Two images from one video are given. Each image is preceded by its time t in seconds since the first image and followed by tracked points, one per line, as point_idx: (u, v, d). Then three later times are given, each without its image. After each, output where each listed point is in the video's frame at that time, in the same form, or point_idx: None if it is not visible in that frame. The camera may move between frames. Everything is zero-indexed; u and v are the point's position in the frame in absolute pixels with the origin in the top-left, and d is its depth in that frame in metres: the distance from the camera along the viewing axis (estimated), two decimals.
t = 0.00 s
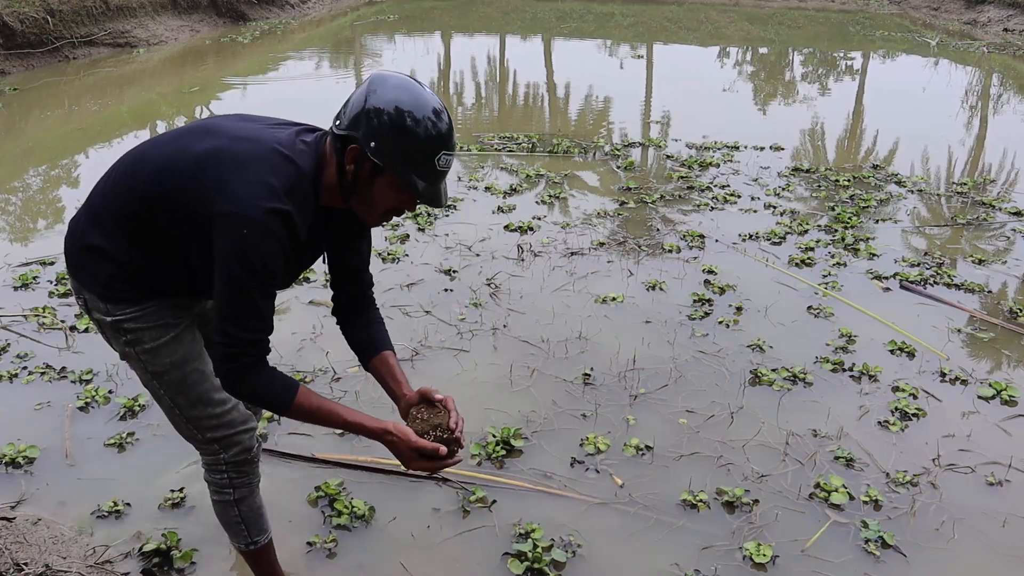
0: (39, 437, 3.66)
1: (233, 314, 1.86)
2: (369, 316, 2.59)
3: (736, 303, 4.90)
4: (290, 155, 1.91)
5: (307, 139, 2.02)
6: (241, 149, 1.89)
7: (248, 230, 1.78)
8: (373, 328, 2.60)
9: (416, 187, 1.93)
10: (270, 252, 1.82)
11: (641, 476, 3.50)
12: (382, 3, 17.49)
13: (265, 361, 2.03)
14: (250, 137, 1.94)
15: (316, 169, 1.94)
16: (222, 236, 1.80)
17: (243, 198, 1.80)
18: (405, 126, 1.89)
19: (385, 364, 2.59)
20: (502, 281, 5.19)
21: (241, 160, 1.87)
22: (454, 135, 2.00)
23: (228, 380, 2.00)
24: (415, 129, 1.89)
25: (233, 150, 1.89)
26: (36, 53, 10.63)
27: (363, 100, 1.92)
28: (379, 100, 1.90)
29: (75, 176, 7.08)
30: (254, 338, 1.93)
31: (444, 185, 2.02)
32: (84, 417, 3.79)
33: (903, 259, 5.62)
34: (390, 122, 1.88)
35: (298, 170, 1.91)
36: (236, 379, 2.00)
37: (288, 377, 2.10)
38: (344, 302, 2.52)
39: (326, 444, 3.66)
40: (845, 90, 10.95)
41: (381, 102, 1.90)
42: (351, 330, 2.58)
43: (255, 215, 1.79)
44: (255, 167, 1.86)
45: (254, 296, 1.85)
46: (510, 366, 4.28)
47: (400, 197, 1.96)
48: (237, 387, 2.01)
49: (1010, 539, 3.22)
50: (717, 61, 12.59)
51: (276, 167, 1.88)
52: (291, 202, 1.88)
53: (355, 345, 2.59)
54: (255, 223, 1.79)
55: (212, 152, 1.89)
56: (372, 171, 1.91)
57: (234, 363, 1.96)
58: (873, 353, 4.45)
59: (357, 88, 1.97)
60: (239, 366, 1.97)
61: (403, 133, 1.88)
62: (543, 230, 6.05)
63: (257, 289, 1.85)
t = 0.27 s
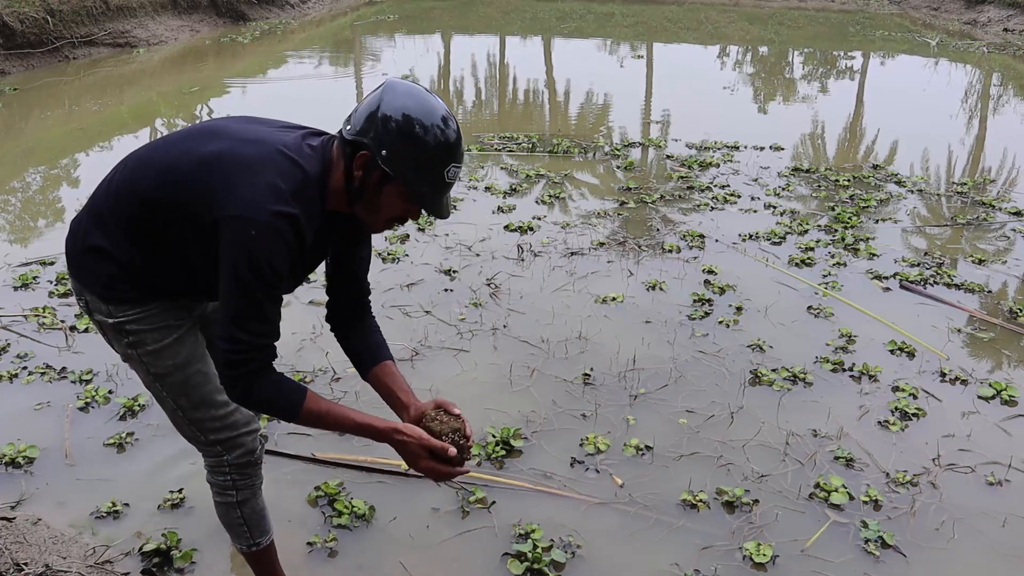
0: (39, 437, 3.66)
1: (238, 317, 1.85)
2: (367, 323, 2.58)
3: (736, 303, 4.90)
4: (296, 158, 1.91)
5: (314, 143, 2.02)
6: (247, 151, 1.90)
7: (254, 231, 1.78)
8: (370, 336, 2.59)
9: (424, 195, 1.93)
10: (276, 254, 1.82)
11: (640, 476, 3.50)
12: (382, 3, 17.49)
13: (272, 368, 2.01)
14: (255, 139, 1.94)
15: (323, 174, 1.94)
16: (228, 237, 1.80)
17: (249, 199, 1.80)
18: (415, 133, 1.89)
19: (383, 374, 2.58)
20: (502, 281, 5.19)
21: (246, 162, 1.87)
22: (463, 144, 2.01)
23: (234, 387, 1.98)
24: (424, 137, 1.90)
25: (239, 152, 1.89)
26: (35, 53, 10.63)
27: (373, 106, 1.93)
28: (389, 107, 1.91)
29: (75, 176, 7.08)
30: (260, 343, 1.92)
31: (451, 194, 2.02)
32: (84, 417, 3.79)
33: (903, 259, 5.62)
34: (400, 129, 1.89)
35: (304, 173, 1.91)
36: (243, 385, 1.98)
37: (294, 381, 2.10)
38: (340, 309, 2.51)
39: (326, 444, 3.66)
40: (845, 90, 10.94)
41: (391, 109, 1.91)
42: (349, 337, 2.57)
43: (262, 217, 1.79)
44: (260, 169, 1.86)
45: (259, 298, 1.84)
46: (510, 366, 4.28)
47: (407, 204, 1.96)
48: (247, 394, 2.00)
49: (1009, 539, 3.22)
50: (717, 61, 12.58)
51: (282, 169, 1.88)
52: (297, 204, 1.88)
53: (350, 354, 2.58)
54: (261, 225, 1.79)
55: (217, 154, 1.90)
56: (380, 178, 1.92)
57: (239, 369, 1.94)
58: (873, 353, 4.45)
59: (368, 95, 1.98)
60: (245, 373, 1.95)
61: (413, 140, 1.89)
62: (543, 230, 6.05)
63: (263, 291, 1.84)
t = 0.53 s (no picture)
0: (39, 436, 3.66)
1: (238, 313, 1.84)
2: (363, 319, 2.59)
3: (736, 303, 4.90)
4: (297, 154, 1.91)
5: (315, 140, 2.03)
6: (248, 147, 1.89)
7: (255, 226, 1.78)
8: (367, 333, 2.60)
9: (426, 190, 1.94)
10: (277, 249, 1.81)
11: (640, 476, 3.50)
12: (382, 3, 17.49)
13: (270, 364, 2.00)
14: (256, 136, 1.94)
15: (325, 169, 1.95)
16: (229, 233, 1.79)
17: (251, 194, 1.80)
18: (417, 129, 1.90)
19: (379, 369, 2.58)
20: (502, 281, 5.19)
21: (248, 158, 1.86)
22: (464, 141, 2.02)
23: (232, 383, 1.96)
24: (426, 133, 1.91)
25: (240, 148, 1.89)
26: (36, 53, 10.64)
27: (375, 102, 1.94)
28: (391, 103, 1.92)
29: (75, 176, 7.08)
30: (259, 339, 1.91)
31: (452, 190, 2.03)
32: (84, 417, 3.79)
33: (903, 259, 5.62)
34: (402, 125, 1.90)
35: (306, 168, 1.91)
36: (243, 381, 1.96)
37: (293, 377, 2.08)
38: (334, 306, 2.51)
39: (326, 444, 3.66)
40: (845, 90, 10.95)
41: (393, 105, 1.92)
42: (344, 334, 2.57)
43: (263, 212, 1.79)
44: (261, 165, 1.86)
45: (260, 295, 1.84)
46: (510, 366, 4.28)
47: (409, 200, 1.97)
48: (245, 389, 1.97)
49: (1009, 539, 3.22)
50: (717, 61, 12.59)
51: (284, 165, 1.88)
52: (299, 200, 1.88)
53: (346, 352, 2.59)
54: (263, 220, 1.78)
55: (219, 151, 1.90)
56: (383, 173, 1.92)
57: (239, 365, 1.93)
58: (873, 353, 4.45)
59: (370, 92, 1.99)
60: (245, 369, 1.93)
61: (414, 135, 1.90)
62: (543, 230, 6.05)
63: (264, 288, 1.84)
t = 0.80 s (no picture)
0: (39, 436, 3.66)
1: (239, 310, 1.84)
2: (363, 311, 2.59)
3: (736, 303, 4.90)
4: (298, 150, 1.91)
5: (314, 135, 2.03)
6: (248, 144, 1.89)
7: (257, 222, 1.78)
8: (367, 325, 2.60)
9: (428, 185, 1.95)
10: (278, 246, 1.81)
11: (640, 476, 3.50)
12: (382, 3, 17.49)
13: (270, 360, 2.00)
14: (257, 132, 1.94)
15: (326, 164, 1.95)
16: (231, 230, 1.79)
17: (252, 191, 1.80)
18: (418, 124, 1.91)
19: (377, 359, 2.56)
20: (502, 281, 5.19)
21: (249, 154, 1.87)
22: (464, 136, 2.03)
23: (232, 380, 1.95)
24: (427, 128, 1.92)
25: (240, 145, 1.89)
26: (35, 53, 10.63)
27: (376, 98, 1.94)
28: (392, 98, 1.92)
29: (75, 176, 7.08)
30: (260, 336, 1.90)
31: (453, 185, 2.04)
32: (84, 417, 3.79)
33: (903, 259, 5.62)
34: (403, 120, 1.90)
35: (306, 163, 1.91)
36: (244, 378, 1.96)
37: (292, 373, 2.09)
38: (335, 299, 2.52)
39: (326, 444, 3.66)
40: (845, 90, 10.95)
41: (394, 100, 1.92)
42: (343, 326, 2.57)
43: (265, 208, 1.79)
44: (262, 162, 1.86)
45: (261, 293, 1.84)
46: (510, 367, 4.28)
47: (410, 195, 1.97)
48: (245, 386, 1.97)
49: (1009, 539, 3.22)
50: (717, 61, 12.59)
51: (285, 161, 1.88)
52: (300, 195, 1.88)
53: (347, 343, 2.59)
54: (265, 216, 1.79)
55: (220, 148, 1.90)
56: (384, 168, 1.93)
57: (239, 362, 1.92)
58: (873, 353, 4.45)
59: (370, 87, 1.99)
60: (245, 365, 1.93)
61: (415, 129, 1.90)
62: (543, 230, 6.05)
63: (266, 285, 1.84)
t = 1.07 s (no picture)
0: (39, 436, 3.66)
1: (238, 304, 1.84)
2: (364, 306, 2.60)
3: (736, 303, 4.90)
4: (296, 144, 1.91)
5: (313, 130, 2.03)
6: (247, 139, 1.89)
7: (256, 217, 1.78)
8: (368, 320, 2.61)
9: (426, 180, 1.95)
10: (277, 240, 1.81)
11: (640, 476, 3.50)
12: (382, 3, 17.49)
13: (269, 353, 2.01)
14: (255, 127, 1.94)
15: (324, 158, 1.95)
16: (230, 226, 1.79)
17: (251, 185, 1.80)
18: (417, 118, 1.91)
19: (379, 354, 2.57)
20: (502, 281, 5.19)
21: (247, 149, 1.87)
22: (463, 131, 2.03)
23: (230, 371, 1.97)
24: (426, 122, 1.92)
25: (239, 141, 1.89)
26: (35, 53, 10.63)
27: (375, 91, 1.94)
28: (391, 91, 1.92)
29: (75, 176, 7.08)
30: (257, 329, 1.91)
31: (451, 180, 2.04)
32: (84, 417, 3.79)
33: (903, 259, 5.62)
34: (402, 114, 1.90)
35: (305, 158, 1.91)
36: (242, 370, 1.97)
37: (290, 364, 2.11)
38: (335, 294, 2.53)
39: (326, 444, 3.66)
40: (845, 90, 10.95)
41: (394, 93, 1.92)
42: (344, 321, 2.58)
43: (263, 203, 1.79)
44: (261, 157, 1.85)
45: (260, 287, 1.84)
46: (510, 367, 4.28)
47: (408, 189, 1.98)
48: (243, 378, 1.99)
49: (1009, 539, 3.22)
50: (717, 61, 12.59)
51: (284, 156, 1.88)
52: (298, 189, 1.88)
53: (347, 337, 2.59)
54: (264, 211, 1.79)
55: (218, 143, 1.90)
56: (383, 162, 1.93)
57: (238, 354, 1.93)
58: (873, 353, 4.45)
59: (370, 80, 1.99)
60: (243, 358, 1.94)
61: (414, 122, 1.91)
62: (543, 230, 6.05)
63: (265, 280, 1.84)
